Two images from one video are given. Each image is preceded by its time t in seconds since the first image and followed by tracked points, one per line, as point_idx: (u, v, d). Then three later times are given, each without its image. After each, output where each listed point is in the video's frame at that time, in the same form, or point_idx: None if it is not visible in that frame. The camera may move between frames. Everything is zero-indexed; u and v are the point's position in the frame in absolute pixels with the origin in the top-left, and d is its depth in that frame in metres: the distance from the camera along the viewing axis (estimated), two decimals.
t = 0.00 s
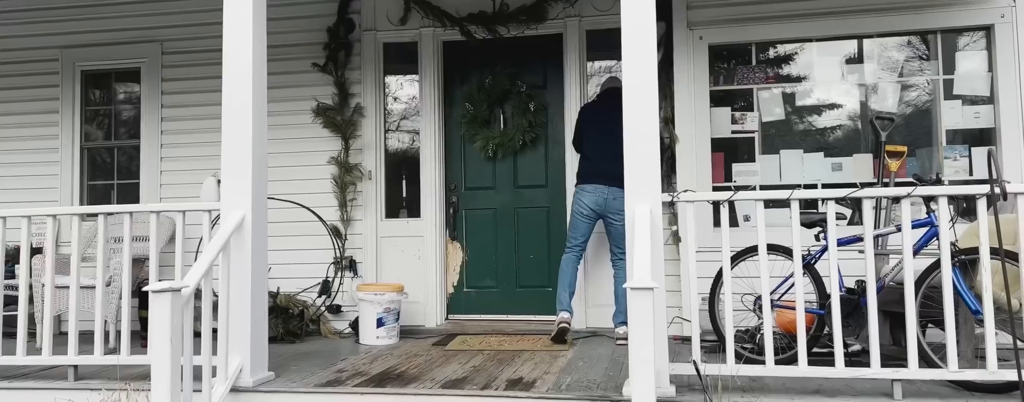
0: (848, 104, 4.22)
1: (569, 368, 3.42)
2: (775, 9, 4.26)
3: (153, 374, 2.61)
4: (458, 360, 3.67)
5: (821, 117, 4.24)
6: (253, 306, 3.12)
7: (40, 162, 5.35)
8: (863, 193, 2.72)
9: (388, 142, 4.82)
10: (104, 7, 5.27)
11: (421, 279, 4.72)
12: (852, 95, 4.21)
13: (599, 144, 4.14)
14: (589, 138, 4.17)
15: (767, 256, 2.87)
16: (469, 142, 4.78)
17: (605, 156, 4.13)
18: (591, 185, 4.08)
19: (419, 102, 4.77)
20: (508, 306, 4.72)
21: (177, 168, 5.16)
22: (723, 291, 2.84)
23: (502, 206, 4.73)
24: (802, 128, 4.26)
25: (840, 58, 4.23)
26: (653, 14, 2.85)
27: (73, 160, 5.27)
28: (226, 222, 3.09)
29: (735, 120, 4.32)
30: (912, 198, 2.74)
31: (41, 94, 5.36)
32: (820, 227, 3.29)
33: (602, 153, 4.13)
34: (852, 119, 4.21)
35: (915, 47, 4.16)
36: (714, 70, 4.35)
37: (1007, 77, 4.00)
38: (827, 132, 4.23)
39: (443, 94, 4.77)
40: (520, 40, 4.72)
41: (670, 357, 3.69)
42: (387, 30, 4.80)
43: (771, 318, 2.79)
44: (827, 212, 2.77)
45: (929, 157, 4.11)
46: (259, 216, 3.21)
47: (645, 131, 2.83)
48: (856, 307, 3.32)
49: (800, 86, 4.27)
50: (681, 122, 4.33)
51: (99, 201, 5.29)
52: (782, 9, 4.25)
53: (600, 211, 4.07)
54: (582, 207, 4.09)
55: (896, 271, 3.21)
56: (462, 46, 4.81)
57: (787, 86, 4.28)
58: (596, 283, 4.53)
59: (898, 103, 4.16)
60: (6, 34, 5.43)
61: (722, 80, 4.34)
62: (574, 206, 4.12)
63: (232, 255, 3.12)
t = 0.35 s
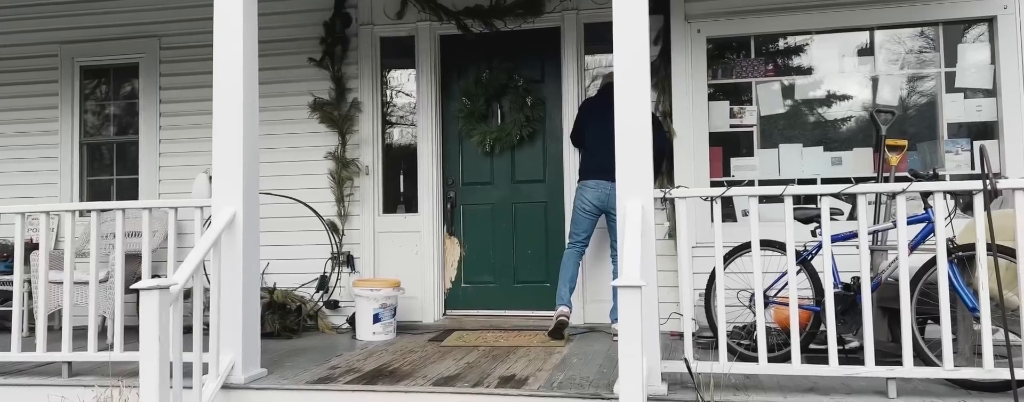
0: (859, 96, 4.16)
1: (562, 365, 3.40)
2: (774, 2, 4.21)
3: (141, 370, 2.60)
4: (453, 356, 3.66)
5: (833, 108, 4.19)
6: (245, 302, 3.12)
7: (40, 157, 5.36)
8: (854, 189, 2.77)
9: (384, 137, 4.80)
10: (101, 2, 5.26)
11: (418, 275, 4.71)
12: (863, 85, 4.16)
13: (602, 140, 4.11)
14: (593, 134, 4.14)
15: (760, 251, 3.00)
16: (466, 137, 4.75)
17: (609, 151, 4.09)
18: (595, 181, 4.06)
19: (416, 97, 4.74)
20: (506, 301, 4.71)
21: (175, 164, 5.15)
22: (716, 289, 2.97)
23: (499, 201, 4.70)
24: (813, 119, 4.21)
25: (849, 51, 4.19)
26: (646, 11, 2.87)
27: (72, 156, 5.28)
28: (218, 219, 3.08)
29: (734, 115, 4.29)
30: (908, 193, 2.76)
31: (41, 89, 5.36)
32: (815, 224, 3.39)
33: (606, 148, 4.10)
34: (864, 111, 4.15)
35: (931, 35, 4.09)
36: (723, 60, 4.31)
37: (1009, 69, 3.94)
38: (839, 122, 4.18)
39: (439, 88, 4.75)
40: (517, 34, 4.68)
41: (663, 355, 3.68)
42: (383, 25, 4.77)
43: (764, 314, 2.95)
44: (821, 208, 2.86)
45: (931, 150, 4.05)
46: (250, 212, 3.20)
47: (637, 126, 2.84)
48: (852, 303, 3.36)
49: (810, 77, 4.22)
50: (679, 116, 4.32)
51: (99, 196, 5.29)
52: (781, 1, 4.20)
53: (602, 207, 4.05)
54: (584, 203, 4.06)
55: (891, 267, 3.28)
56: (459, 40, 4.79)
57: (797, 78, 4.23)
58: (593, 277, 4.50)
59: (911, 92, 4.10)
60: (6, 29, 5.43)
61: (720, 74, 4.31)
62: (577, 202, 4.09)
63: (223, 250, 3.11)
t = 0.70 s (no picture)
0: (873, 89, 4.12)
1: (567, 364, 3.39)
2: None
3: (146, 371, 2.62)
4: (458, 355, 3.66)
5: (846, 102, 4.15)
6: (249, 302, 3.13)
7: (49, 156, 5.40)
8: (860, 189, 2.83)
9: (390, 135, 4.79)
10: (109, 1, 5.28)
11: (424, 274, 4.71)
12: (876, 78, 4.11)
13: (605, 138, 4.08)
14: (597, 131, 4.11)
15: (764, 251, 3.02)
16: (471, 135, 4.73)
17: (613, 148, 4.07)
18: (599, 179, 4.04)
19: (422, 95, 4.74)
20: (513, 299, 4.70)
21: (182, 163, 5.17)
22: (721, 288, 2.98)
23: (505, 199, 4.69)
24: (827, 113, 4.16)
25: (858, 48, 4.15)
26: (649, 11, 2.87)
27: (81, 155, 5.31)
28: (222, 219, 3.09)
29: (741, 112, 4.27)
30: (915, 193, 2.79)
31: (50, 89, 5.39)
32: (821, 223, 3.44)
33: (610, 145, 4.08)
34: (878, 105, 4.10)
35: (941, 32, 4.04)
36: (734, 54, 4.28)
37: (1021, 65, 3.90)
38: (854, 116, 4.13)
39: (445, 87, 4.74)
40: (523, 31, 4.67)
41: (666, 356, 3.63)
42: (389, 23, 4.76)
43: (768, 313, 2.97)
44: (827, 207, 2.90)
45: (941, 148, 4.02)
46: (255, 212, 3.21)
47: (640, 126, 2.85)
48: (858, 304, 3.35)
49: (822, 71, 4.18)
50: (685, 114, 4.30)
51: (107, 196, 5.32)
52: None
53: (606, 205, 4.04)
54: (587, 201, 4.05)
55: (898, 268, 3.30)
56: (464, 37, 4.77)
57: (810, 72, 4.20)
58: (597, 275, 4.48)
59: (927, 84, 4.05)
60: (15, 29, 5.46)
61: (727, 71, 4.29)
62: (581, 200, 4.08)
63: (226, 250, 3.12)
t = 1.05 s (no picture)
0: (889, 85, 4.09)
1: (580, 365, 3.38)
2: None
3: (161, 371, 2.64)
4: (471, 355, 3.67)
5: (861, 98, 4.13)
6: (263, 303, 3.15)
7: (66, 157, 5.45)
8: (876, 190, 2.83)
9: (403, 135, 4.80)
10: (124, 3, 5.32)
11: (437, 273, 4.72)
12: (892, 75, 4.08)
13: (609, 137, 4.07)
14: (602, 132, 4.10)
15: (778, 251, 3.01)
16: (483, 135, 4.74)
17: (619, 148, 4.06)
18: (604, 178, 4.02)
19: (435, 95, 4.74)
20: (526, 299, 4.70)
21: (197, 163, 5.21)
22: (735, 289, 2.96)
23: (518, 199, 4.68)
24: (841, 110, 4.14)
25: (874, 48, 4.11)
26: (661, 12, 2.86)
27: (97, 155, 5.37)
28: (236, 220, 3.11)
29: (755, 111, 4.25)
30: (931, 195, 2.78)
31: (66, 90, 5.45)
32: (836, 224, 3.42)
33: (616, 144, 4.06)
34: (893, 101, 4.08)
35: (959, 32, 4.00)
36: (749, 49, 4.26)
37: None
38: (869, 112, 4.11)
39: (457, 87, 4.73)
40: (535, 31, 4.66)
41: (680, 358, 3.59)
42: (401, 23, 4.77)
43: (782, 314, 2.94)
44: (842, 209, 2.88)
45: (958, 147, 3.99)
46: (269, 214, 3.23)
47: (653, 127, 2.84)
48: (874, 305, 3.34)
49: (837, 67, 4.15)
50: (698, 114, 4.27)
51: (123, 195, 5.37)
52: None
53: (610, 203, 4.01)
54: (592, 200, 4.03)
55: (914, 269, 3.29)
56: (476, 37, 4.76)
57: (825, 68, 4.17)
58: (610, 275, 4.47)
59: (944, 78, 4.02)
60: (31, 30, 5.51)
61: (741, 70, 4.26)
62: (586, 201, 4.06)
63: (240, 251, 3.14)
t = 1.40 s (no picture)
0: (903, 85, 4.07)
1: (595, 371, 3.37)
2: None
3: (178, 376, 2.66)
4: (485, 360, 3.66)
5: (875, 99, 4.10)
6: (279, 307, 3.16)
7: (83, 160, 5.49)
8: (895, 196, 2.81)
9: (417, 139, 4.81)
10: (140, 6, 5.36)
11: (451, 277, 4.72)
12: (906, 75, 4.06)
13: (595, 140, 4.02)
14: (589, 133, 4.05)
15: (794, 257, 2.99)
16: (497, 138, 4.73)
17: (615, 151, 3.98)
18: (602, 183, 3.94)
19: (448, 97, 4.75)
20: (540, 302, 4.69)
21: (212, 166, 5.24)
22: (752, 294, 2.94)
23: (531, 203, 4.68)
24: (855, 111, 4.13)
25: (890, 51, 4.09)
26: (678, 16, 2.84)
27: (113, 158, 5.41)
28: (251, 225, 3.13)
29: (770, 115, 4.23)
30: (951, 201, 2.75)
31: (83, 93, 5.49)
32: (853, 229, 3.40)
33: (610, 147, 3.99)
34: (906, 102, 4.06)
35: (977, 37, 3.98)
36: (762, 50, 4.25)
37: None
38: (883, 113, 4.09)
39: (471, 90, 4.74)
40: (549, 34, 4.65)
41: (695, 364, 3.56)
42: (415, 26, 4.77)
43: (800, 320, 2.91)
44: (859, 214, 2.85)
45: (975, 151, 3.97)
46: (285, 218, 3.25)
47: (669, 132, 2.83)
48: (892, 312, 3.30)
49: (850, 67, 4.14)
50: (713, 117, 4.25)
51: (138, 198, 5.40)
52: None
53: (612, 209, 3.93)
54: (591, 205, 3.95)
55: (932, 275, 3.22)
56: (490, 41, 4.77)
57: (838, 69, 4.15)
58: (625, 279, 4.45)
59: (958, 78, 3.99)
60: (47, 34, 5.54)
61: (756, 73, 4.24)
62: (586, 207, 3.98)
63: (256, 256, 3.16)
